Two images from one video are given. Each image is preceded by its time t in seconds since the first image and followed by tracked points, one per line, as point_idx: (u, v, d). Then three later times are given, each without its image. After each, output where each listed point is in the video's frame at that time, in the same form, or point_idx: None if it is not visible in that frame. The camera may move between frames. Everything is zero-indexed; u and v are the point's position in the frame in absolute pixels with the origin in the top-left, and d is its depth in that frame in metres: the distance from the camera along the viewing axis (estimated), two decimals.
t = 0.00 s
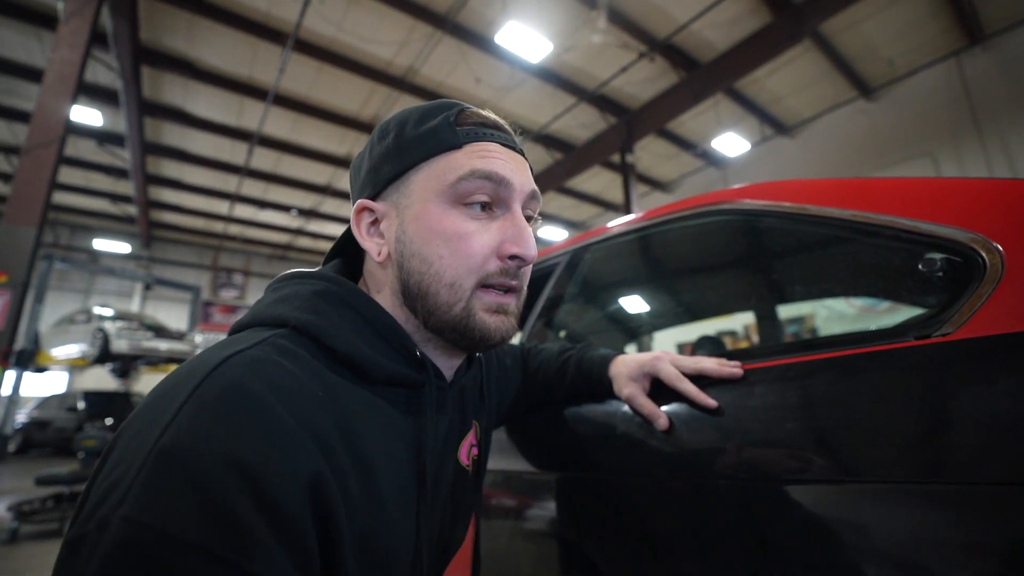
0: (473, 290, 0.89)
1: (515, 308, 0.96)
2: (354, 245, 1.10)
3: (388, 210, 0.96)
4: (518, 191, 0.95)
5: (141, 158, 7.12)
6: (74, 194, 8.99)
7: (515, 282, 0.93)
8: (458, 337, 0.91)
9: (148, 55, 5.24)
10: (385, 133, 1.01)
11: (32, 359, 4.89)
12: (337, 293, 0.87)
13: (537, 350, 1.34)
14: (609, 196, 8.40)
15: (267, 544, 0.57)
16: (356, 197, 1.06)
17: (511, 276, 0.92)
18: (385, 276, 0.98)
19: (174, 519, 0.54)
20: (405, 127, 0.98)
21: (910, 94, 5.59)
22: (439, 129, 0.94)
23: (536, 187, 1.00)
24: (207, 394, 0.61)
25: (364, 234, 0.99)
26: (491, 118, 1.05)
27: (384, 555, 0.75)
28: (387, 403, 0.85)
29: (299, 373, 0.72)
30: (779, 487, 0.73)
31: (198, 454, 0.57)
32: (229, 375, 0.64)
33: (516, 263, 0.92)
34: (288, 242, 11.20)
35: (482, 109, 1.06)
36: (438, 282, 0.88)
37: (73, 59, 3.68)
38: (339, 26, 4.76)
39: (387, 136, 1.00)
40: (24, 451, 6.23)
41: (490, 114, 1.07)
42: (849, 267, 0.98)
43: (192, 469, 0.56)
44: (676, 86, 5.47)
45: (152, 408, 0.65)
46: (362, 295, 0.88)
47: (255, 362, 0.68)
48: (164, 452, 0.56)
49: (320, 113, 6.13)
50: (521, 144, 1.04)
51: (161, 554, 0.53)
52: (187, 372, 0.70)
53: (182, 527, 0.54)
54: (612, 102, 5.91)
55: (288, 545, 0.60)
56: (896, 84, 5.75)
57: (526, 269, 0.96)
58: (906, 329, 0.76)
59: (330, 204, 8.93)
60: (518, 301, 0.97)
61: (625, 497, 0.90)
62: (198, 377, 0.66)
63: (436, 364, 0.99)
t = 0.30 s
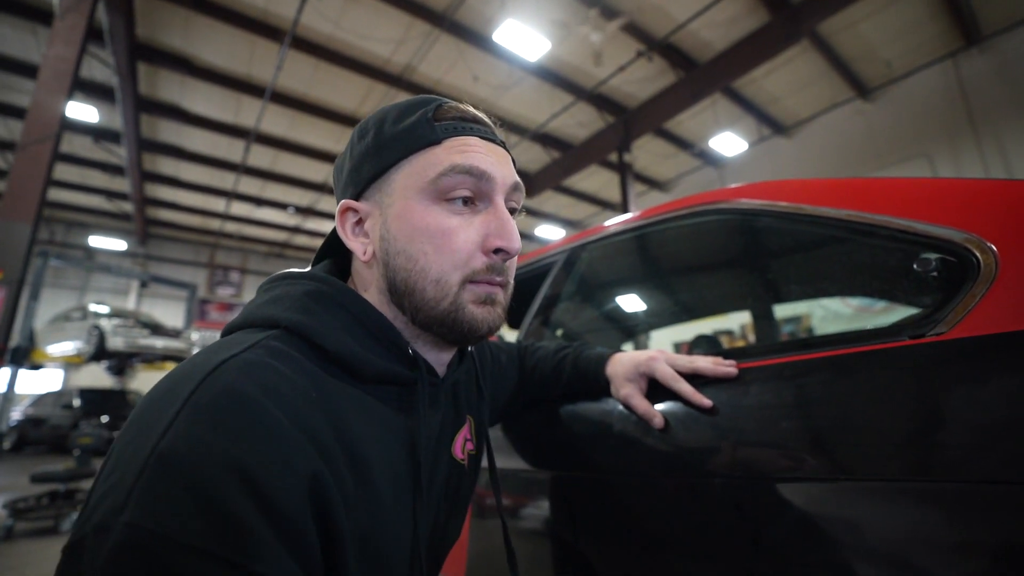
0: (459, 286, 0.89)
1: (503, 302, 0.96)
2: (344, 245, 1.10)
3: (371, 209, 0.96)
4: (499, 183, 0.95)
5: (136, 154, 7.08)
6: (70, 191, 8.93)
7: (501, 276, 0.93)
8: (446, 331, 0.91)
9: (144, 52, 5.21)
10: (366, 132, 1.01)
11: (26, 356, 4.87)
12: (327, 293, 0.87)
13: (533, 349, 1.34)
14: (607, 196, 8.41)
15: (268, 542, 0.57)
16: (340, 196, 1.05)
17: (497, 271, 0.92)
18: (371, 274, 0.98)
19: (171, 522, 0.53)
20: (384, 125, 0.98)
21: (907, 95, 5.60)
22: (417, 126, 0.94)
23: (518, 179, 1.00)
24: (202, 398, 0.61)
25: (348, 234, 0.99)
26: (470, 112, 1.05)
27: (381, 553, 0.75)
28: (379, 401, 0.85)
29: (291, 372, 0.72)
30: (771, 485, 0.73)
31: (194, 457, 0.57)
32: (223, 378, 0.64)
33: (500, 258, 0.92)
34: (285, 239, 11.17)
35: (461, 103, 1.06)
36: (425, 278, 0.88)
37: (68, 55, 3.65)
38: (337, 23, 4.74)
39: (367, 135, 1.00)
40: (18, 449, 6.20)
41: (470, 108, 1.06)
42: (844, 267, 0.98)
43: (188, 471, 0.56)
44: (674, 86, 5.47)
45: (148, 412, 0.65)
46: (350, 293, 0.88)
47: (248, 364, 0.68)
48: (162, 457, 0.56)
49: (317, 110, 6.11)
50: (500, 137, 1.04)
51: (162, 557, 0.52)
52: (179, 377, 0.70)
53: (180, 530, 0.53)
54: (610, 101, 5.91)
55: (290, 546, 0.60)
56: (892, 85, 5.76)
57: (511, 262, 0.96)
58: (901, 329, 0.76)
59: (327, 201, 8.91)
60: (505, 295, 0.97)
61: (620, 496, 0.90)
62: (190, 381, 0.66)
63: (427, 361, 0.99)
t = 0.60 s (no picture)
0: (471, 288, 0.89)
1: (511, 305, 0.96)
2: (348, 239, 1.09)
3: (387, 202, 0.96)
4: (518, 187, 0.95)
5: (136, 150, 7.06)
6: (69, 186, 8.91)
7: (513, 280, 0.93)
8: (453, 333, 0.92)
9: (144, 47, 5.20)
10: (386, 124, 1.00)
11: (25, 352, 4.87)
12: (324, 279, 0.87)
13: (532, 347, 1.34)
14: (606, 195, 8.41)
15: (263, 518, 0.56)
16: (355, 188, 1.05)
17: (509, 274, 0.92)
18: (382, 270, 0.98)
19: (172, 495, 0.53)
20: (406, 118, 0.97)
21: (908, 96, 5.60)
22: (441, 122, 0.94)
23: (536, 182, 1.00)
24: (198, 372, 0.62)
25: (360, 225, 0.98)
26: (493, 111, 1.04)
27: (376, 539, 0.74)
28: (372, 388, 0.85)
29: (287, 353, 0.72)
30: (769, 484, 0.73)
31: (187, 430, 0.57)
32: (218, 354, 0.64)
33: (514, 262, 0.92)
34: (285, 236, 11.16)
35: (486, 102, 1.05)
36: (438, 278, 0.88)
37: (69, 50, 3.64)
38: (338, 20, 4.73)
39: (387, 127, 0.99)
40: (17, 445, 6.20)
41: (492, 107, 1.06)
42: (842, 267, 0.98)
43: (185, 444, 0.56)
44: (675, 85, 5.46)
45: (148, 388, 0.65)
46: (350, 282, 0.88)
47: (243, 341, 0.68)
48: (159, 431, 0.56)
49: (317, 107, 6.10)
50: (522, 139, 1.03)
51: (155, 531, 0.52)
52: (178, 355, 0.70)
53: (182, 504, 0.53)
54: (611, 100, 5.90)
55: (278, 514, 0.59)
56: (893, 85, 5.76)
57: (524, 267, 0.96)
58: (901, 329, 0.76)
59: (327, 199, 8.90)
60: (515, 298, 0.97)
61: (619, 495, 0.91)
62: (187, 359, 0.66)
63: (428, 356, 0.99)
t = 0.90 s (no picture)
0: (462, 278, 0.88)
1: (505, 295, 0.96)
2: (344, 240, 1.09)
3: (373, 202, 0.96)
4: (503, 175, 0.95)
5: (134, 152, 7.06)
6: (67, 188, 8.91)
7: (504, 268, 0.93)
8: (448, 326, 0.91)
9: (142, 49, 5.20)
10: (367, 126, 1.01)
11: (24, 353, 4.86)
12: (322, 286, 0.87)
13: (530, 347, 1.34)
14: (605, 195, 8.41)
15: (253, 538, 0.57)
16: (341, 191, 1.05)
17: (500, 263, 0.91)
18: (373, 269, 0.98)
19: (158, 522, 0.54)
20: (386, 118, 0.97)
21: (906, 95, 5.61)
22: (420, 118, 0.94)
23: (520, 171, 1.00)
24: (190, 393, 0.61)
25: (350, 227, 0.98)
26: (474, 106, 1.04)
27: (375, 549, 0.74)
28: (373, 395, 0.85)
29: (281, 367, 0.71)
30: (768, 483, 0.73)
31: (178, 458, 0.57)
32: (211, 373, 0.64)
33: (504, 249, 0.91)
34: (283, 237, 11.15)
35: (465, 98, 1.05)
36: (427, 271, 0.87)
37: (66, 52, 3.64)
38: (335, 21, 4.73)
39: (368, 128, 0.99)
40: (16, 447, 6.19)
41: (473, 102, 1.06)
42: (841, 264, 0.97)
43: (171, 469, 0.56)
44: (673, 85, 5.46)
45: (139, 406, 0.66)
46: (347, 287, 0.88)
47: (238, 357, 0.67)
48: (147, 455, 0.57)
49: (316, 108, 6.10)
50: (503, 131, 1.04)
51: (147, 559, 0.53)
52: (172, 369, 0.70)
53: (166, 530, 0.54)
54: (609, 100, 5.90)
55: (274, 542, 0.59)
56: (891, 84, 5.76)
57: (515, 255, 0.96)
58: (898, 328, 0.76)
59: (326, 199, 8.89)
60: (508, 289, 0.97)
61: (617, 495, 0.90)
62: (179, 376, 0.66)
63: (424, 356, 0.99)
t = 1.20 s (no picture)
0: (469, 282, 0.88)
1: (511, 300, 0.96)
2: (348, 240, 1.09)
3: (383, 203, 0.96)
4: (515, 180, 0.95)
5: (138, 155, 7.10)
6: (73, 191, 8.97)
7: (512, 274, 0.93)
8: (454, 331, 0.91)
9: (146, 52, 5.23)
10: (379, 125, 1.00)
11: (30, 356, 4.90)
12: (332, 289, 0.87)
13: (533, 346, 1.34)
14: (608, 195, 8.40)
15: (253, 542, 0.57)
16: (351, 189, 1.05)
17: (508, 270, 0.92)
18: (380, 270, 0.98)
19: (165, 532, 0.54)
20: (399, 118, 0.97)
21: (910, 93, 5.58)
22: (433, 119, 0.94)
23: (531, 177, 1.00)
24: (194, 398, 0.61)
25: (358, 226, 0.98)
26: (486, 108, 1.04)
27: (380, 552, 0.74)
28: (377, 395, 0.85)
29: (287, 370, 0.71)
30: (772, 483, 0.72)
31: (181, 463, 0.57)
32: (217, 377, 0.64)
33: (513, 255, 0.92)
34: (287, 239, 11.18)
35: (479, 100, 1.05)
36: (436, 275, 0.87)
37: (71, 55, 3.67)
38: (338, 23, 4.74)
39: (380, 127, 0.99)
40: (23, 449, 6.23)
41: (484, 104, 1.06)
42: (844, 261, 0.97)
43: (175, 476, 0.56)
44: (675, 84, 5.45)
45: (145, 410, 0.66)
46: (352, 287, 0.88)
47: (242, 360, 0.67)
48: (153, 463, 0.56)
49: (319, 110, 6.12)
50: (514, 134, 1.03)
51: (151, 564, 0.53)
52: (177, 371, 0.70)
53: (172, 543, 0.53)
54: (612, 99, 5.89)
55: (277, 548, 0.59)
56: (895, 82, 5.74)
57: (523, 261, 0.96)
58: (902, 325, 0.75)
59: (329, 201, 8.91)
60: (514, 294, 0.97)
61: (620, 495, 0.90)
62: (185, 378, 0.66)
63: (430, 358, 0.98)
